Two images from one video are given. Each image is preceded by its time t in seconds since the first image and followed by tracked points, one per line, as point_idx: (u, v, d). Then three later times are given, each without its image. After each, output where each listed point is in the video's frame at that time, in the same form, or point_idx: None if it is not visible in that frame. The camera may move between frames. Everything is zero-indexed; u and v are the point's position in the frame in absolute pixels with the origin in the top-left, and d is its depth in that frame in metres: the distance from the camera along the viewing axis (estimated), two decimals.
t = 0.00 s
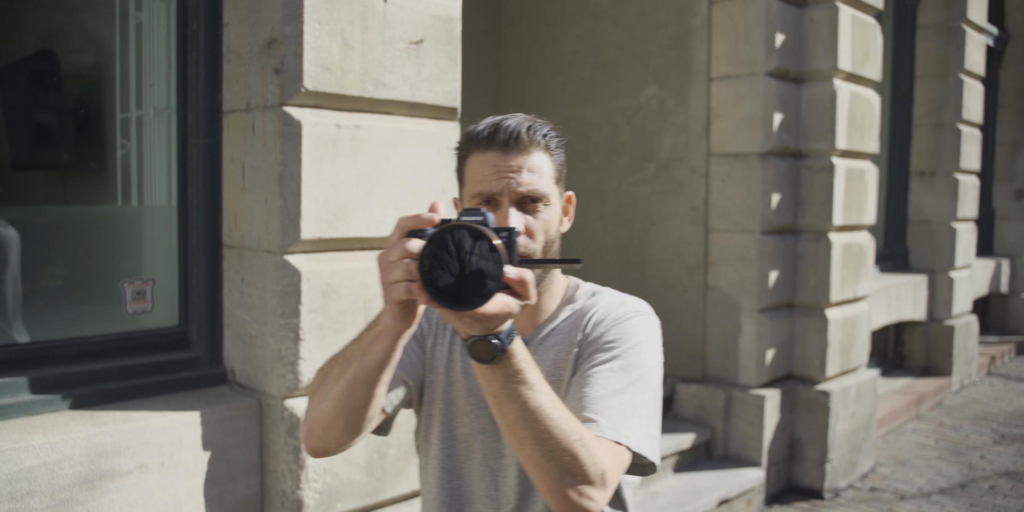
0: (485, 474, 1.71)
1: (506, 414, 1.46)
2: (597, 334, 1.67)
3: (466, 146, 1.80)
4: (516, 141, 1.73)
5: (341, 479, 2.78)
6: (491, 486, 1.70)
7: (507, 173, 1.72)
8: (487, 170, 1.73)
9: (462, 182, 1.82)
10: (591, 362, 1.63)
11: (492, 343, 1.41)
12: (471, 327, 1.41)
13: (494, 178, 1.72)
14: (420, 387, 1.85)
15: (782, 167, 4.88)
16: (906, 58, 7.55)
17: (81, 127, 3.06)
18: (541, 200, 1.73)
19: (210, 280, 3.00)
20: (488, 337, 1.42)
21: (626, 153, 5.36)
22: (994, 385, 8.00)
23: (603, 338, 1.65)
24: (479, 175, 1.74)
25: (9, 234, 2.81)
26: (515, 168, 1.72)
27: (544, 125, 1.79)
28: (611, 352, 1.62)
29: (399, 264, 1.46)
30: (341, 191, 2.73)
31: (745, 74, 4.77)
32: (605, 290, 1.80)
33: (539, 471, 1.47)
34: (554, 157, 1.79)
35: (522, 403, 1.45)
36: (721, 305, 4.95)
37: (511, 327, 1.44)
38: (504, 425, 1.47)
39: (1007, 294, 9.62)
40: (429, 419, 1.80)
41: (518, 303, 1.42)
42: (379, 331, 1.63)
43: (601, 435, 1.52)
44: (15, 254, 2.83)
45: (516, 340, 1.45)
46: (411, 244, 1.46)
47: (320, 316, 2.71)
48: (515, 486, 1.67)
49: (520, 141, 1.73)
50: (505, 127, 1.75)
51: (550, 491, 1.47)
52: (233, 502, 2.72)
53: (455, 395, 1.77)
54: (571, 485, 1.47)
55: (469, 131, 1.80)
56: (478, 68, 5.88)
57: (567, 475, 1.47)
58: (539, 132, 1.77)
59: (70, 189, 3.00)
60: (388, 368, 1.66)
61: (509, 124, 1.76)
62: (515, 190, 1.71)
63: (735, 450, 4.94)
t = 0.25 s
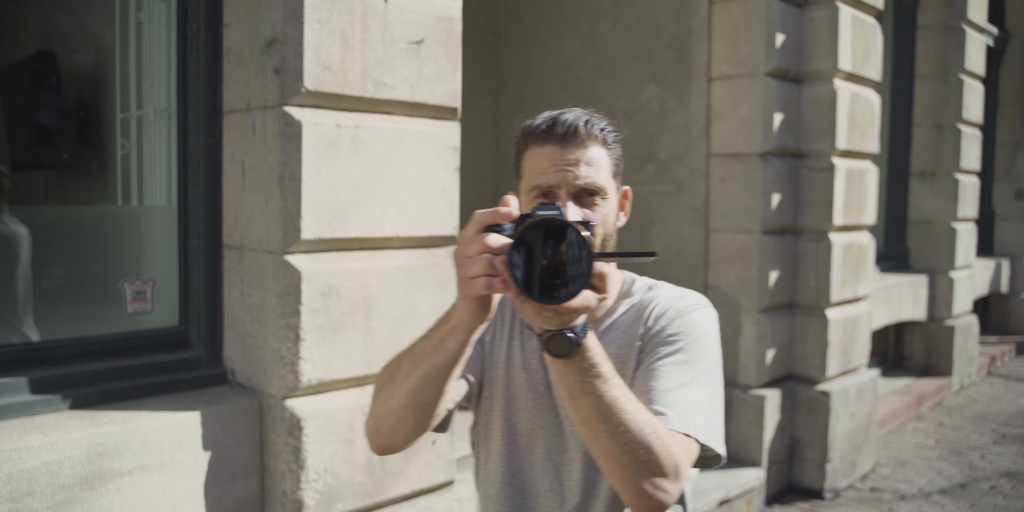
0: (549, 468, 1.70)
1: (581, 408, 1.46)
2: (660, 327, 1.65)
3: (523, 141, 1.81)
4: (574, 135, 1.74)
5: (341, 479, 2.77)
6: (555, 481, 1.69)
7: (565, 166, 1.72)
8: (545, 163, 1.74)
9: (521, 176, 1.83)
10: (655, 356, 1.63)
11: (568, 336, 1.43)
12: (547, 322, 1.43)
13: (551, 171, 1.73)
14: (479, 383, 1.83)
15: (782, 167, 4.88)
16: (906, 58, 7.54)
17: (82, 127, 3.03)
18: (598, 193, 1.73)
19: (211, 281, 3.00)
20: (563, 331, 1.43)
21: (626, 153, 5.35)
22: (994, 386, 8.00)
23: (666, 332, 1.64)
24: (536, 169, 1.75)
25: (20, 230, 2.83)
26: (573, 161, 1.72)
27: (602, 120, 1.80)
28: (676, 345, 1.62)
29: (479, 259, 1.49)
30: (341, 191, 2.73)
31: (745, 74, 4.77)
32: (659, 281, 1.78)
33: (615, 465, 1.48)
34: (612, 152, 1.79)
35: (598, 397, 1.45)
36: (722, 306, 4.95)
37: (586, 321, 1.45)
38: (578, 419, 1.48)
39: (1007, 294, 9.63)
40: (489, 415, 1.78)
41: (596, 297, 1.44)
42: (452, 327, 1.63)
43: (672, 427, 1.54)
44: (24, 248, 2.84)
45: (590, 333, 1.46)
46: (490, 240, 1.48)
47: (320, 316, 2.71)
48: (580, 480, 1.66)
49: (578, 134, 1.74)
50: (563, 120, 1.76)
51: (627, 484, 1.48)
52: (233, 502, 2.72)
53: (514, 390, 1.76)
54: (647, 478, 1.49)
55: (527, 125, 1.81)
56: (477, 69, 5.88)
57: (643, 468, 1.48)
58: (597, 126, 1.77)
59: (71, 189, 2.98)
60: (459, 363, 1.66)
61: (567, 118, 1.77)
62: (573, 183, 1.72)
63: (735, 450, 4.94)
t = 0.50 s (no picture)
0: (606, 470, 1.73)
1: (650, 411, 1.51)
2: (717, 330, 1.71)
3: (577, 143, 1.87)
4: (629, 138, 1.79)
5: (341, 480, 2.77)
6: (613, 482, 1.72)
7: (619, 169, 1.78)
8: (598, 166, 1.80)
9: (574, 178, 1.89)
10: (714, 358, 1.68)
11: (640, 339, 1.48)
12: (620, 324, 1.49)
13: (605, 174, 1.78)
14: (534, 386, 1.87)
15: (782, 168, 4.88)
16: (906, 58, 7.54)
17: (81, 127, 3.01)
18: (651, 196, 1.79)
19: (210, 281, 3.01)
20: (635, 334, 1.48)
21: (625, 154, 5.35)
22: (994, 386, 8.00)
23: (724, 334, 1.70)
24: (591, 170, 1.81)
25: (28, 230, 2.83)
26: (626, 164, 1.78)
27: (655, 122, 1.84)
28: (734, 348, 1.67)
29: (557, 261, 1.53)
30: (341, 192, 2.74)
31: (745, 75, 4.77)
32: (713, 285, 1.84)
33: (682, 467, 1.52)
34: (666, 153, 1.84)
35: (667, 399, 1.50)
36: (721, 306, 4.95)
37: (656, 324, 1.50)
38: (646, 422, 1.53)
39: (1006, 295, 9.63)
40: (545, 417, 1.82)
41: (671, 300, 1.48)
42: (522, 330, 1.68)
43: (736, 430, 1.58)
44: (35, 246, 2.86)
45: (659, 337, 1.52)
46: (567, 242, 1.52)
47: (320, 316, 2.71)
48: (638, 481, 1.69)
49: (632, 137, 1.79)
50: (617, 123, 1.80)
51: (694, 487, 1.52)
52: (232, 503, 2.72)
53: (571, 392, 1.80)
54: (714, 480, 1.52)
55: (582, 126, 1.86)
56: (477, 69, 5.89)
57: (710, 471, 1.52)
58: (651, 128, 1.81)
59: (70, 188, 2.96)
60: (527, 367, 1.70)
61: (622, 120, 1.81)
62: (627, 186, 1.77)
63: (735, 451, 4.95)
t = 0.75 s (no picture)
0: (649, 475, 1.73)
1: (702, 415, 1.51)
2: (761, 334, 1.73)
3: (615, 149, 1.88)
4: (669, 144, 1.80)
5: (340, 481, 2.77)
6: (656, 486, 1.72)
7: (660, 175, 1.79)
8: (638, 172, 1.81)
9: (613, 184, 1.90)
10: (758, 362, 1.69)
11: (693, 343, 1.47)
12: (676, 329, 1.47)
13: (645, 181, 1.80)
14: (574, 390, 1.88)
15: (781, 168, 4.88)
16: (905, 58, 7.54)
17: (81, 127, 3.00)
18: (690, 201, 1.80)
19: (210, 281, 3.01)
20: (688, 339, 1.47)
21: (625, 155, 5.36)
22: (993, 387, 8.01)
23: (766, 338, 1.72)
24: (629, 177, 1.82)
25: (34, 232, 2.85)
26: (666, 170, 1.79)
27: (694, 127, 1.84)
28: (778, 351, 1.68)
29: (616, 267, 1.51)
30: (340, 193, 2.74)
31: (745, 74, 4.76)
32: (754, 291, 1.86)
33: (733, 471, 1.51)
34: (705, 159, 1.85)
35: (720, 404, 1.50)
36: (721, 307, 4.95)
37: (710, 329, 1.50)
38: (698, 427, 1.52)
39: (1006, 295, 9.64)
40: (587, 422, 1.82)
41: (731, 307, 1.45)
42: (575, 336, 1.67)
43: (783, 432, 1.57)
44: (40, 249, 2.87)
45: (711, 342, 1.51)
46: (626, 248, 1.49)
47: (319, 317, 2.71)
48: (681, 486, 1.69)
49: (671, 143, 1.80)
50: (656, 128, 1.81)
51: (746, 491, 1.51)
52: (232, 504, 2.72)
53: (613, 397, 1.80)
54: (766, 483, 1.52)
55: (620, 132, 1.87)
56: (477, 70, 5.89)
57: (763, 474, 1.52)
58: (690, 133, 1.82)
59: (70, 188, 2.95)
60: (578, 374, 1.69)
61: (660, 126, 1.82)
62: (666, 192, 1.78)
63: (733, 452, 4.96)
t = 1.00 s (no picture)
0: (663, 478, 1.73)
1: (719, 419, 1.50)
2: (774, 337, 1.72)
3: (630, 153, 1.87)
4: (684, 148, 1.78)
5: (339, 481, 2.77)
6: (670, 489, 1.72)
7: (675, 180, 1.77)
8: (653, 177, 1.79)
9: (628, 188, 1.88)
10: (772, 364, 1.68)
11: (710, 347, 1.44)
12: (693, 334, 1.43)
13: (660, 185, 1.78)
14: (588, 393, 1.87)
15: (780, 169, 4.88)
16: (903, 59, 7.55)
17: (80, 127, 3.00)
18: (706, 205, 1.78)
19: (208, 282, 3.02)
20: (705, 343, 1.44)
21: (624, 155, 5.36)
22: (992, 387, 8.01)
23: (780, 340, 1.71)
24: (645, 182, 1.81)
25: (37, 233, 2.85)
26: (682, 174, 1.77)
27: (709, 131, 1.83)
28: (792, 354, 1.67)
29: (634, 272, 1.49)
30: (339, 193, 2.74)
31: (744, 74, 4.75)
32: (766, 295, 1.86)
33: (750, 474, 1.51)
34: (720, 163, 1.83)
35: (737, 407, 1.49)
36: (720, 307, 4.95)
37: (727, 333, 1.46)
38: (714, 430, 1.51)
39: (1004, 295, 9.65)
40: (601, 424, 1.81)
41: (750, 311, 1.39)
42: (592, 340, 1.65)
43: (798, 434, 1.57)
44: (42, 252, 2.87)
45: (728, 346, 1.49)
46: (645, 253, 1.47)
47: (318, 317, 2.72)
48: (696, 489, 1.69)
49: (687, 147, 1.78)
50: (672, 133, 1.80)
51: (763, 494, 1.51)
52: (231, 504, 2.72)
53: (628, 400, 1.80)
54: (782, 487, 1.51)
55: (635, 137, 1.86)
56: (475, 70, 5.90)
57: (779, 477, 1.51)
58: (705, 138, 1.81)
59: (68, 188, 2.95)
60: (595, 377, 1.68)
61: (675, 130, 1.81)
62: (682, 196, 1.76)
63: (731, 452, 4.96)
